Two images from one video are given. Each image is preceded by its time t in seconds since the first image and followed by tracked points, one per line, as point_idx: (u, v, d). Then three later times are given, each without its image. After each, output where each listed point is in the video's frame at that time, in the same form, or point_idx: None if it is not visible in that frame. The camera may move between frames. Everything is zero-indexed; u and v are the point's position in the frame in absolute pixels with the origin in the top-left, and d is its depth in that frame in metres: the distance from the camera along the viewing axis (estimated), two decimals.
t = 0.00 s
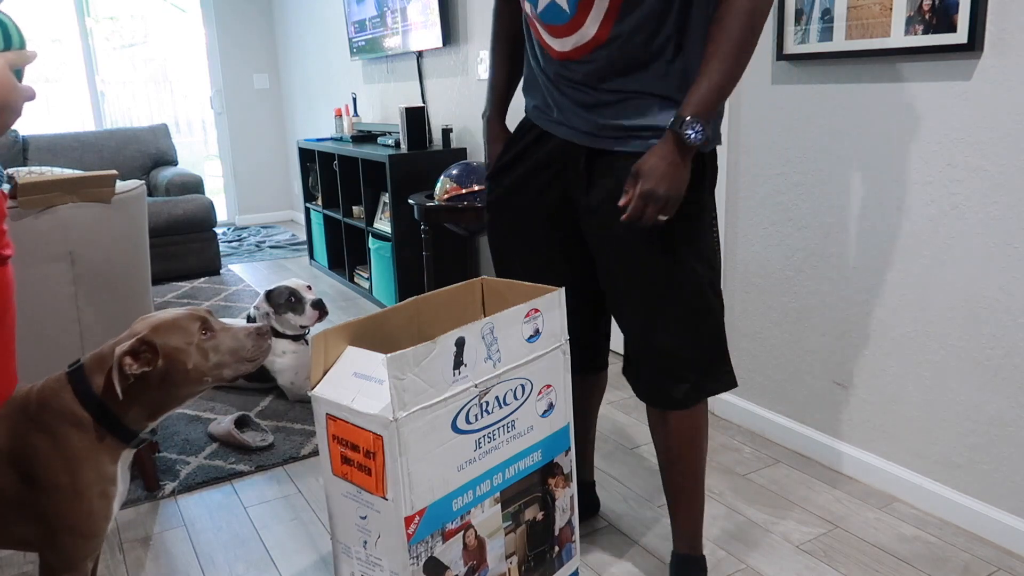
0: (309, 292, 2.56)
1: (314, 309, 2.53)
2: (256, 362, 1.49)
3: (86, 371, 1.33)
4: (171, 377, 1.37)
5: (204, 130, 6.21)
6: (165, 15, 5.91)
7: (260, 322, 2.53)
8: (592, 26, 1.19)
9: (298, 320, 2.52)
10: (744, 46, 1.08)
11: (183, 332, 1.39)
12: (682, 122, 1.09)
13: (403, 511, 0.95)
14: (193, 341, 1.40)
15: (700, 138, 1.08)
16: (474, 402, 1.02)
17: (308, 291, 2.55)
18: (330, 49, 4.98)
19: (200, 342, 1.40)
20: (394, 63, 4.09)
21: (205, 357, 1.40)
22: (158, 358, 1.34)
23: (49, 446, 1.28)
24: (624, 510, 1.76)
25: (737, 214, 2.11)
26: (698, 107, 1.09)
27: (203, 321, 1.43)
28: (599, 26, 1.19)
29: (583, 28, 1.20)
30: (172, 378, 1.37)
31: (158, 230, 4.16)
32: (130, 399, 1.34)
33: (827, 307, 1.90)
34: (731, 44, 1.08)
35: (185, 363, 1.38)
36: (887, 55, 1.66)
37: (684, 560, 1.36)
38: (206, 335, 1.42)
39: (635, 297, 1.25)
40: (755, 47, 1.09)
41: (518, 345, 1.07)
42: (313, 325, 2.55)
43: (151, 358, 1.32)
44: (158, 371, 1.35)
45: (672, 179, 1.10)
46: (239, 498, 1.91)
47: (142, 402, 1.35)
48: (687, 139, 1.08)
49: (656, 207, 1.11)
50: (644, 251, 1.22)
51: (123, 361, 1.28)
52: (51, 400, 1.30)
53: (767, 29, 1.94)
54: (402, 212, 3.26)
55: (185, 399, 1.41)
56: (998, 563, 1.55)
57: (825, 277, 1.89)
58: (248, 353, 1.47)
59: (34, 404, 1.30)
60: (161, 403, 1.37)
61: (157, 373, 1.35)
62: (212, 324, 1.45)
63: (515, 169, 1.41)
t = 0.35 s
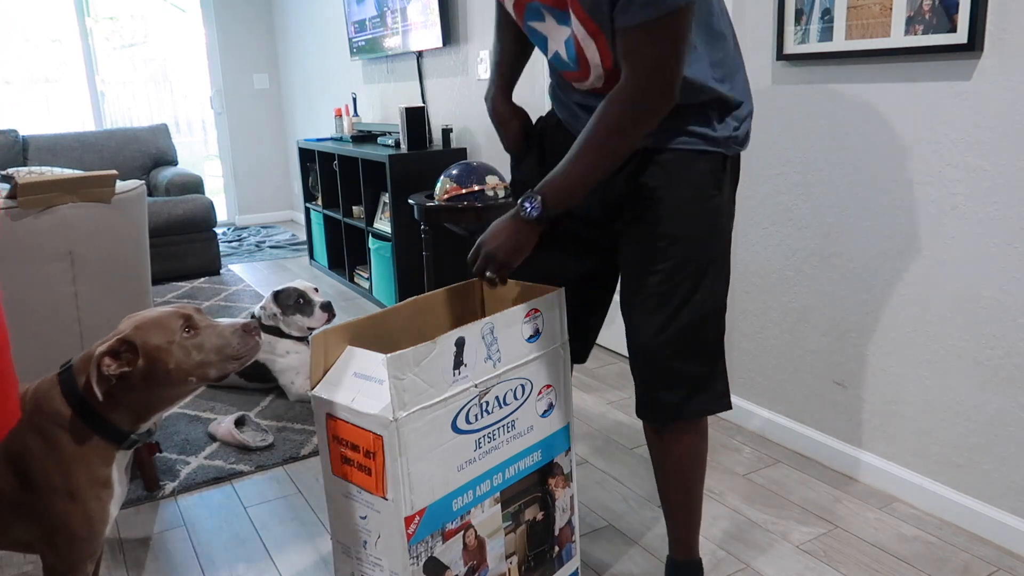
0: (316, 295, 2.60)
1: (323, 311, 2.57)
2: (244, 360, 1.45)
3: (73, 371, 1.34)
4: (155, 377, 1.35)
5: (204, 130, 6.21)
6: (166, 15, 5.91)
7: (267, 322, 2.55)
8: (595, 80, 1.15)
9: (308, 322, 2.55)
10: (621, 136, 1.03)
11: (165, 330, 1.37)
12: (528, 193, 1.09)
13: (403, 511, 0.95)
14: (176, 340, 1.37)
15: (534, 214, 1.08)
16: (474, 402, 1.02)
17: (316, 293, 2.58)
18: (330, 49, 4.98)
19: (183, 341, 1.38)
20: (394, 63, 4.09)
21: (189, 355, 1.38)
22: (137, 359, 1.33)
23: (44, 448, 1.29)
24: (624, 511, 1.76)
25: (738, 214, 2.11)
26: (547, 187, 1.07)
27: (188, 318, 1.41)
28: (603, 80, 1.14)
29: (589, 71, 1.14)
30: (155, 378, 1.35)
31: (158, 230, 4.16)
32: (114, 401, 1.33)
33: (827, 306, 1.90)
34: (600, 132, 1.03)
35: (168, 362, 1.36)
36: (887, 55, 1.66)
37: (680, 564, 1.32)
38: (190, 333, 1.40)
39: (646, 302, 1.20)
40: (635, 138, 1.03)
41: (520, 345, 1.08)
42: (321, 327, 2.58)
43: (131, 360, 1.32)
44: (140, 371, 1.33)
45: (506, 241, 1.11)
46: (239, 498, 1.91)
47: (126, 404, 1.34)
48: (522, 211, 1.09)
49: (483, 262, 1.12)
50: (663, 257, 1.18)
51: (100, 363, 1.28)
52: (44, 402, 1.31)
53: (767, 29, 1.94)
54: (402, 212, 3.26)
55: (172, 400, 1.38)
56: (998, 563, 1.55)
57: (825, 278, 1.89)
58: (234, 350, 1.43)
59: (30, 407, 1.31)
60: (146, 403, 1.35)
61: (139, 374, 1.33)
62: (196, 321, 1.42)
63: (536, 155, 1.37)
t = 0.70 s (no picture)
0: (319, 297, 2.60)
1: (324, 313, 2.57)
2: (245, 385, 1.44)
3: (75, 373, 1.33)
4: (155, 389, 1.34)
5: (204, 130, 6.21)
6: (166, 15, 5.91)
7: (266, 323, 2.53)
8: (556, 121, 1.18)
9: (309, 324, 2.55)
10: (587, 189, 1.02)
11: (171, 344, 1.36)
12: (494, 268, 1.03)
13: (404, 512, 0.95)
14: (181, 355, 1.36)
15: (504, 285, 1.01)
16: (475, 403, 1.02)
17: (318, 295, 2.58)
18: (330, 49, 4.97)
19: (188, 356, 1.37)
20: (394, 63, 4.09)
21: (192, 372, 1.37)
22: (140, 368, 1.32)
23: (47, 450, 1.29)
24: (624, 511, 1.76)
25: (737, 214, 2.11)
26: (513, 261, 1.02)
27: (196, 334, 1.40)
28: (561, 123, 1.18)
29: (548, 114, 1.16)
30: (154, 390, 1.34)
31: (158, 230, 4.16)
32: (113, 407, 1.33)
33: (827, 307, 1.90)
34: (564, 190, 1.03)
35: (170, 376, 1.35)
36: (887, 55, 1.66)
37: (680, 562, 1.33)
38: (196, 350, 1.39)
39: (622, 299, 1.21)
40: (603, 190, 1.03)
41: (525, 349, 1.07)
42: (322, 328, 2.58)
43: (133, 368, 1.31)
44: (142, 380, 1.33)
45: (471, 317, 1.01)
46: (239, 498, 1.91)
47: (124, 411, 1.33)
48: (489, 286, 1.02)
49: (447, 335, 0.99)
50: (638, 255, 1.19)
51: (103, 369, 1.27)
52: (49, 405, 1.31)
53: (767, 29, 1.94)
54: (402, 212, 3.26)
55: (170, 413, 1.38)
56: (998, 563, 1.55)
57: (825, 278, 1.89)
58: (237, 373, 1.42)
59: (33, 409, 1.31)
60: (145, 414, 1.35)
61: (139, 384, 1.33)
62: (204, 338, 1.41)
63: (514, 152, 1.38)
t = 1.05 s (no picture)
0: (314, 297, 2.59)
1: (319, 313, 2.55)
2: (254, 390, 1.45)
3: (80, 377, 1.34)
4: (164, 394, 1.35)
5: (204, 130, 6.21)
6: (166, 15, 5.91)
7: (263, 322, 2.52)
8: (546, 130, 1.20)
9: (303, 324, 2.53)
10: (548, 224, 1.00)
11: (181, 350, 1.36)
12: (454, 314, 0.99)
13: (406, 512, 0.95)
14: (190, 361, 1.37)
15: (462, 330, 0.97)
16: (475, 403, 1.02)
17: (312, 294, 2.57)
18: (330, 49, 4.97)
19: (197, 363, 1.37)
20: (394, 63, 4.09)
21: (201, 377, 1.37)
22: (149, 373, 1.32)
23: (50, 450, 1.29)
24: (624, 510, 1.76)
25: (737, 214, 2.11)
26: (474, 305, 0.98)
27: (205, 341, 1.41)
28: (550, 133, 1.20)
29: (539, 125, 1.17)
30: (162, 395, 1.35)
31: (158, 230, 4.16)
32: (120, 411, 1.33)
33: (827, 307, 1.90)
34: (523, 222, 1.00)
35: (179, 382, 1.36)
36: (887, 55, 1.66)
37: (680, 562, 1.33)
38: (204, 356, 1.39)
39: (617, 298, 1.21)
40: (558, 229, 1.01)
41: (528, 352, 1.07)
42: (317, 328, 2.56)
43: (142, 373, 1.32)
44: (151, 385, 1.33)
45: (434, 362, 0.96)
46: (239, 498, 1.91)
47: (131, 415, 1.34)
48: (447, 331, 0.98)
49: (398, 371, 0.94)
50: (634, 255, 1.19)
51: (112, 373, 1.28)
52: (52, 406, 1.31)
53: (767, 28, 1.94)
54: (402, 213, 3.27)
55: (177, 417, 1.39)
56: (999, 563, 1.55)
57: (825, 277, 1.89)
58: (246, 378, 1.42)
59: (35, 410, 1.31)
60: (152, 419, 1.35)
61: (147, 389, 1.33)
62: (213, 344, 1.42)
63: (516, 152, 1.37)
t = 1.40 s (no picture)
0: (308, 300, 2.58)
1: (312, 317, 2.54)
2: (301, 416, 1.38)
3: (118, 393, 1.33)
4: (207, 419, 1.33)
5: (204, 130, 6.21)
6: (166, 15, 5.91)
7: (258, 322, 2.52)
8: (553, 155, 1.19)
9: (297, 327, 2.52)
10: (543, 251, 0.98)
11: (225, 377, 1.33)
12: (441, 328, 0.95)
13: (407, 512, 0.95)
14: (233, 389, 1.33)
15: (451, 342, 0.93)
16: (476, 404, 1.02)
17: (306, 298, 2.56)
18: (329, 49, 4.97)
19: (241, 390, 1.34)
20: (394, 63, 4.09)
21: (245, 405, 1.34)
22: (191, 400, 1.31)
23: (62, 451, 1.29)
24: (624, 510, 1.76)
25: (737, 215, 2.11)
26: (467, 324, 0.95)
27: (250, 367, 1.36)
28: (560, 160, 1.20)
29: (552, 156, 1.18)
30: (203, 420, 1.33)
31: (158, 230, 4.16)
32: (160, 432, 1.33)
33: (827, 307, 1.90)
34: (519, 247, 0.97)
35: (222, 408, 1.33)
36: (887, 55, 1.66)
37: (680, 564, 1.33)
38: (249, 383, 1.35)
39: (627, 294, 1.22)
40: (552, 257, 0.99)
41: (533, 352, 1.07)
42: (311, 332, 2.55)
43: (185, 399, 1.31)
44: (194, 411, 1.32)
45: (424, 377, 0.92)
46: (239, 498, 1.91)
47: (170, 436, 1.34)
48: (434, 344, 0.93)
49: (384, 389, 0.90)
50: (643, 251, 1.20)
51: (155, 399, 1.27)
52: (71, 408, 1.32)
53: (767, 28, 1.94)
54: (402, 212, 3.27)
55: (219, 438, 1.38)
56: (999, 563, 1.55)
57: (825, 277, 1.89)
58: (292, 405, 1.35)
59: (51, 410, 1.32)
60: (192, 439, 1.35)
61: (189, 413, 1.32)
62: (258, 370, 1.37)
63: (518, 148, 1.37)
